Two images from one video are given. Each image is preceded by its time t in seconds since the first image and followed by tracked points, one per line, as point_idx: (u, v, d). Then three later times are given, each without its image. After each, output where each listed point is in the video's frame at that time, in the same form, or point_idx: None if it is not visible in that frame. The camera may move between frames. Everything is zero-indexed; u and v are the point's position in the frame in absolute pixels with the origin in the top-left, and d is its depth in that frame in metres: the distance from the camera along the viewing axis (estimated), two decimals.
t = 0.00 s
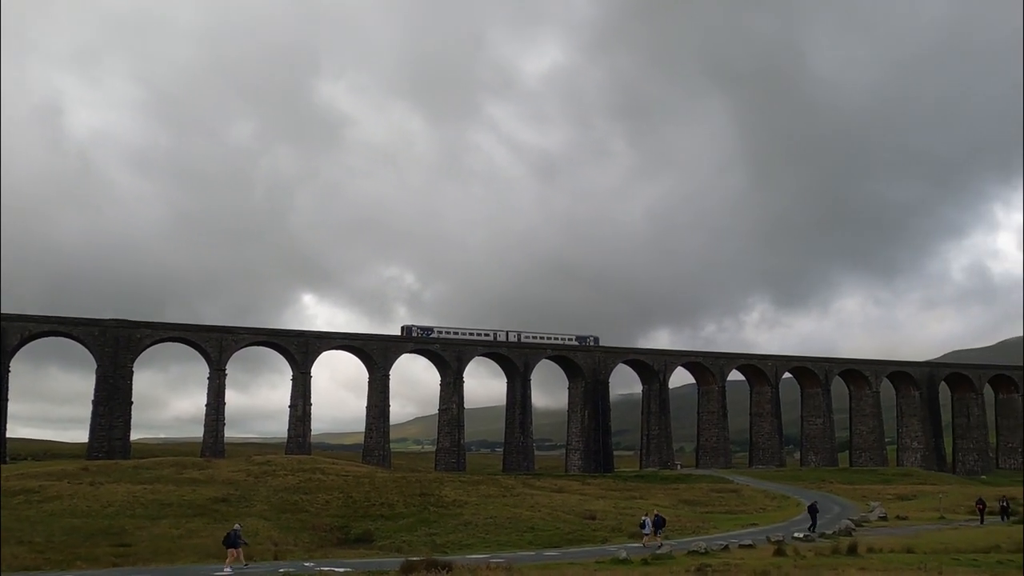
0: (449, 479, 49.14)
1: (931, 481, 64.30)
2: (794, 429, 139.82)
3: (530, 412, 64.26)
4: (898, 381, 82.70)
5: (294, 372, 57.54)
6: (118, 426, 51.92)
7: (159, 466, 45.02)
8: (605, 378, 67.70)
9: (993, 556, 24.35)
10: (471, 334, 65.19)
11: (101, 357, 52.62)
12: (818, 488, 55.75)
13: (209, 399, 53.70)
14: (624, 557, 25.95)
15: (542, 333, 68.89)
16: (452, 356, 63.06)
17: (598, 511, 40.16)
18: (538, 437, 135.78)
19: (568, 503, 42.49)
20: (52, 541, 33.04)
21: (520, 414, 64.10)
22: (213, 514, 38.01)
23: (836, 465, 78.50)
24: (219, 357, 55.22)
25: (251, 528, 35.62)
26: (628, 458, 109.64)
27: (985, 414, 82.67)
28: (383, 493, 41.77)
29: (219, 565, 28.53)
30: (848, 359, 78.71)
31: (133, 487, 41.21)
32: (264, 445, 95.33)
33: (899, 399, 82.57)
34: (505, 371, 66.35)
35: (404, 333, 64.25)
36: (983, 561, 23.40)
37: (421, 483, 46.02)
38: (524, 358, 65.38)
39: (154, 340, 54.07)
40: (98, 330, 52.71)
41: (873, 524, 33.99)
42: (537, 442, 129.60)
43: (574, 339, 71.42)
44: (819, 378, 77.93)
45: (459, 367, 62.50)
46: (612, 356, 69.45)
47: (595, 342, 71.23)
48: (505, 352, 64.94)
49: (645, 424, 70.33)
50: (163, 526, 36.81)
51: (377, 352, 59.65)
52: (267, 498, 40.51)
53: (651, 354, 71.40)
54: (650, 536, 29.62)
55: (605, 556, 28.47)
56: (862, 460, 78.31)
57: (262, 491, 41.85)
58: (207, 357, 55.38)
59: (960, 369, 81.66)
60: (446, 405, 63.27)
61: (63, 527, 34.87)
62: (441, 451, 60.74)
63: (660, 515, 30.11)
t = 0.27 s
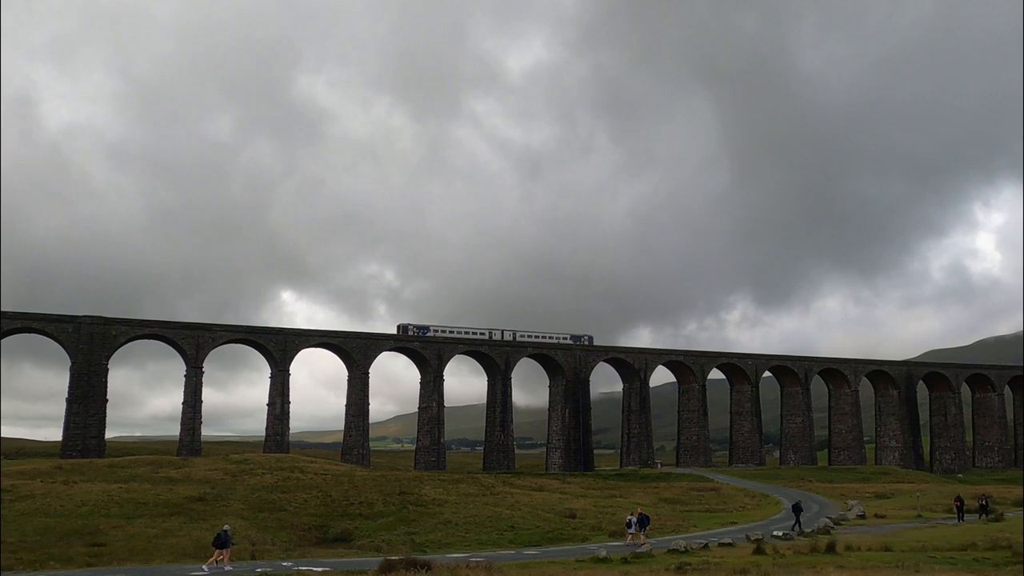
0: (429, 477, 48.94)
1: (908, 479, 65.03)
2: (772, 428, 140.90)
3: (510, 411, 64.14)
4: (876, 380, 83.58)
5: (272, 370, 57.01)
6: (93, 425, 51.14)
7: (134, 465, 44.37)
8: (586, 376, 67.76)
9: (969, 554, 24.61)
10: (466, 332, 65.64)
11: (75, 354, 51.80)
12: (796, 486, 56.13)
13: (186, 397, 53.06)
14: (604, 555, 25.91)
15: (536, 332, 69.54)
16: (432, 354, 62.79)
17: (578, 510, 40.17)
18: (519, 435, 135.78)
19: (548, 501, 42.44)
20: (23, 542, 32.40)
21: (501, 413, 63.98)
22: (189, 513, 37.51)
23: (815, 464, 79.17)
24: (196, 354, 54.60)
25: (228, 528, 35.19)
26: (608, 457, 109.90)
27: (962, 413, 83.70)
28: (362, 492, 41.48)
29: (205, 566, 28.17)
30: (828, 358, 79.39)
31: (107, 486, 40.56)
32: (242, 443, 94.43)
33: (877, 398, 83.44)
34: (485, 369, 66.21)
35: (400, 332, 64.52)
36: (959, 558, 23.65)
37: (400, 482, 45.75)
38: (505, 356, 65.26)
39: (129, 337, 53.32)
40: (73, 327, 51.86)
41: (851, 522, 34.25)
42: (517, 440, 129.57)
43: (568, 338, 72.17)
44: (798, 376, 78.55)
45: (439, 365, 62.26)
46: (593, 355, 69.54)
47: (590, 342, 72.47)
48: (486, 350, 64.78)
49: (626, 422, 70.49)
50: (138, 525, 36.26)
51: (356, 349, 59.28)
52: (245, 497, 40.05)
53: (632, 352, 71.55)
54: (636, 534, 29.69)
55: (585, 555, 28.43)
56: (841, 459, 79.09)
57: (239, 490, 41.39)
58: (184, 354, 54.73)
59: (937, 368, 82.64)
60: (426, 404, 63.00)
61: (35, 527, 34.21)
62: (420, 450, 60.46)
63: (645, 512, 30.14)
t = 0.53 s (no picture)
0: (415, 470, 48.83)
1: (892, 471, 65.62)
2: (757, 420, 141.81)
3: (496, 403, 64.06)
4: (861, 372, 84.21)
5: (255, 362, 56.66)
6: (74, 418, 50.61)
7: (116, 458, 43.93)
8: (572, 369, 67.79)
9: (952, 544, 24.79)
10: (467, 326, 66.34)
11: (56, 347, 51.23)
12: (782, 477, 56.44)
13: (168, 390, 52.64)
14: (590, 548, 25.90)
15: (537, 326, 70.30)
16: (417, 346, 62.60)
17: (564, 502, 40.19)
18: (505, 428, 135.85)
19: (534, 493, 42.43)
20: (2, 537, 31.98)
21: (486, 405, 63.92)
22: (172, 507, 37.18)
23: (801, 455, 79.75)
24: (178, 347, 54.15)
25: (211, 522, 34.91)
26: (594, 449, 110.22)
27: (946, 404, 84.45)
28: (347, 485, 41.36)
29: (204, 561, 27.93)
30: (813, 349, 79.86)
31: (88, 480, 40.12)
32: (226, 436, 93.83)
33: (862, 389, 84.08)
34: (471, 361, 66.10)
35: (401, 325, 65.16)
36: (943, 549, 23.81)
37: (386, 475, 45.59)
38: (490, 349, 65.14)
39: (111, 329, 52.77)
40: (53, 320, 51.28)
41: (836, 513, 34.48)
42: (503, 432, 129.66)
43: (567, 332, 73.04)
44: (784, 368, 79.00)
45: (425, 358, 62.09)
46: (578, 347, 69.57)
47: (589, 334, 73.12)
48: (472, 342, 64.65)
49: (612, 414, 70.63)
50: (121, 520, 35.89)
51: (341, 341, 59.01)
52: (228, 491, 39.77)
53: (618, 344, 71.66)
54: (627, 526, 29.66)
55: (571, 547, 28.42)
56: (826, 450, 79.75)
57: (222, 484, 41.09)
58: (166, 347, 54.26)
59: (921, 360, 83.33)
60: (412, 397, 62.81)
61: (14, 521, 33.74)
62: (406, 443, 60.29)
63: (635, 504, 30.16)
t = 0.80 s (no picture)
0: (403, 468, 48.64)
1: (879, 467, 66.02)
2: (745, 417, 142.46)
3: (484, 401, 63.92)
4: (849, 368, 84.70)
5: (241, 361, 56.30)
6: (57, 417, 50.07)
7: (101, 457, 43.48)
8: (560, 366, 67.75)
9: (939, 540, 24.89)
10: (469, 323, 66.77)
11: (38, 346, 50.67)
12: (770, 474, 56.62)
13: (153, 388, 52.20)
14: (578, 545, 25.82)
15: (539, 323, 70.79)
16: (405, 344, 62.37)
17: (553, 500, 40.12)
18: (493, 425, 135.78)
19: (523, 491, 42.34)
20: None
21: (474, 403, 63.77)
22: (157, 506, 36.83)
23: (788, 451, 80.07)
24: (163, 345, 53.74)
25: (197, 521, 34.61)
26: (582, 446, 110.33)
27: (932, 400, 84.99)
28: (334, 483, 41.14)
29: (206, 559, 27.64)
30: (801, 346, 80.20)
31: (72, 480, 39.67)
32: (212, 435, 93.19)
33: (850, 385, 84.57)
34: (459, 359, 65.94)
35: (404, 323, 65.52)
36: (930, 544, 23.90)
37: (373, 473, 45.37)
38: (478, 346, 65.00)
39: (95, 327, 52.25)
40: (35, 318, 50.72)
41: (824, 509, 34.59)
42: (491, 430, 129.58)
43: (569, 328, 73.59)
44: (772, 365, 79.31)
45: (412, 355, 61.89)
46: (567, 344, 69.54)
47: (591, 332, 74.20)
48: (460, 340, 64.50)
49: (600, 412, 70.64)
50: (105, 519, 35.51)
51: (328, 339, 58.74)
52: (214, 490, 39.45)
53: (606, 341, 71.69)
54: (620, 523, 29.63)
55: (559, 545, 28.34)
56: (814, 446, 80.09)
57: (208, 483, 40.76)
58: (151, 345, 53.81)
59: (908, 356, 83.83)
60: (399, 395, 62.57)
61: None
62: (393, 441, 60.05)
63: (628, 501, 30.13)
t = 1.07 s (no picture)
0: (388, 471, 48.40)
1: (865, 469, 66.38)
2: (731, 420, 142.94)
3: (470, 403, 63.75)
4: (835, 371, 85.13)
5: (225, 363, 55.87)
6: (38, 420, 49.44)
7: (82, 459, 42.93)
8: (547, 368, 67.68)
9: (924, 542, 24.97)
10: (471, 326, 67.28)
11: (19, 347, 50.04)
12: (756, 477, 56.78)
13: (136, 391, 51.68)
14: (565, 548, 25.71)
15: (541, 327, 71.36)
16: (391, 345, 62.10)
17: (539, 503, 40.02)
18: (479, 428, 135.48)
19: (509, 494, 42.20)
20: None
21: (461, 405, 63.57)
22: (140, 510, 36.39)
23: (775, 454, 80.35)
24: (146, 346, 53.24)
25: (180, 525, 34.23)
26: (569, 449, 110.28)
27: (918, 403, 85.54)
28: (319, 486, 40.85)
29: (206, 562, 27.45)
30: (787, 349, 80.53)
31: (52, 483, 39.13)
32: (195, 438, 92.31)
33: (836, 388, 84.99)
34: (446, 361, 65.75)
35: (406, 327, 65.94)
36: (915, 547, 23.99)
37: (358, 476, 45.10)
38: (464, 349, 64.83)
39: (77, 328, 51.66)
40: (17, 319, 50.09)
41: (810, 512, 34.70)
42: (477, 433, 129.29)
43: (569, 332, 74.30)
44: (759, 367, 79.56)
45: (398, 357, 61.64)
46: (554, 346, 69.48)
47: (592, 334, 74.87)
48: (446, 342, 64.31)
49: (587, 414, 70.60)
50: (86, 523, 35.03)
51: (313, 341, 58.40)
52: (198, 494, 39.05)
53: (593, 344, 71.70)
54: (612, 526, 29.69)
55: (546, 548, 28.21)
56: (800, 449, 80.40)
57: (191, 486, 40.35)
58: (134, 347, 53.28)
59: (894, 359, 84.38)
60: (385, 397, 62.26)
61: None
62: (379, 443, 59.74)
63: (619, 504, 30.09)
